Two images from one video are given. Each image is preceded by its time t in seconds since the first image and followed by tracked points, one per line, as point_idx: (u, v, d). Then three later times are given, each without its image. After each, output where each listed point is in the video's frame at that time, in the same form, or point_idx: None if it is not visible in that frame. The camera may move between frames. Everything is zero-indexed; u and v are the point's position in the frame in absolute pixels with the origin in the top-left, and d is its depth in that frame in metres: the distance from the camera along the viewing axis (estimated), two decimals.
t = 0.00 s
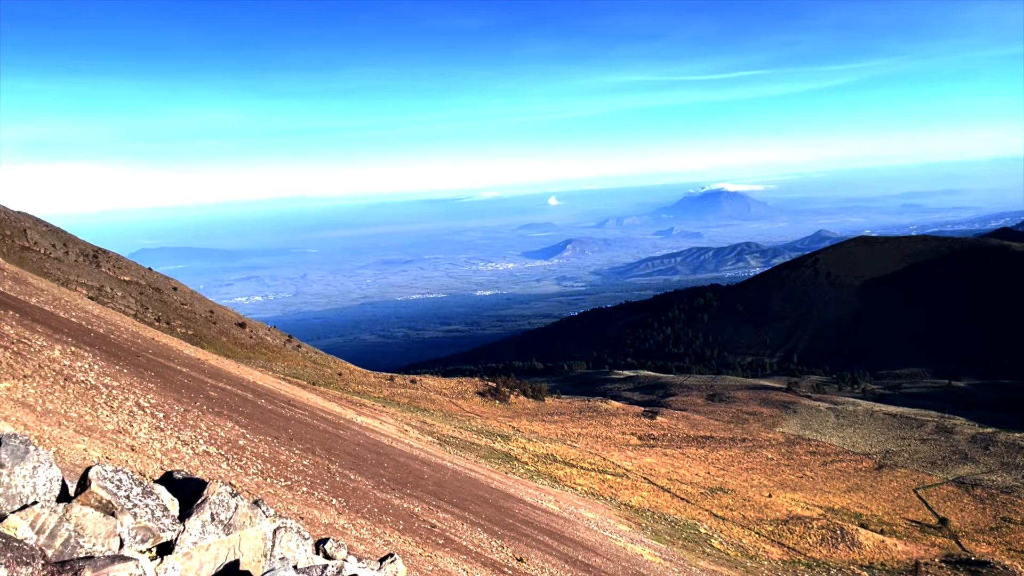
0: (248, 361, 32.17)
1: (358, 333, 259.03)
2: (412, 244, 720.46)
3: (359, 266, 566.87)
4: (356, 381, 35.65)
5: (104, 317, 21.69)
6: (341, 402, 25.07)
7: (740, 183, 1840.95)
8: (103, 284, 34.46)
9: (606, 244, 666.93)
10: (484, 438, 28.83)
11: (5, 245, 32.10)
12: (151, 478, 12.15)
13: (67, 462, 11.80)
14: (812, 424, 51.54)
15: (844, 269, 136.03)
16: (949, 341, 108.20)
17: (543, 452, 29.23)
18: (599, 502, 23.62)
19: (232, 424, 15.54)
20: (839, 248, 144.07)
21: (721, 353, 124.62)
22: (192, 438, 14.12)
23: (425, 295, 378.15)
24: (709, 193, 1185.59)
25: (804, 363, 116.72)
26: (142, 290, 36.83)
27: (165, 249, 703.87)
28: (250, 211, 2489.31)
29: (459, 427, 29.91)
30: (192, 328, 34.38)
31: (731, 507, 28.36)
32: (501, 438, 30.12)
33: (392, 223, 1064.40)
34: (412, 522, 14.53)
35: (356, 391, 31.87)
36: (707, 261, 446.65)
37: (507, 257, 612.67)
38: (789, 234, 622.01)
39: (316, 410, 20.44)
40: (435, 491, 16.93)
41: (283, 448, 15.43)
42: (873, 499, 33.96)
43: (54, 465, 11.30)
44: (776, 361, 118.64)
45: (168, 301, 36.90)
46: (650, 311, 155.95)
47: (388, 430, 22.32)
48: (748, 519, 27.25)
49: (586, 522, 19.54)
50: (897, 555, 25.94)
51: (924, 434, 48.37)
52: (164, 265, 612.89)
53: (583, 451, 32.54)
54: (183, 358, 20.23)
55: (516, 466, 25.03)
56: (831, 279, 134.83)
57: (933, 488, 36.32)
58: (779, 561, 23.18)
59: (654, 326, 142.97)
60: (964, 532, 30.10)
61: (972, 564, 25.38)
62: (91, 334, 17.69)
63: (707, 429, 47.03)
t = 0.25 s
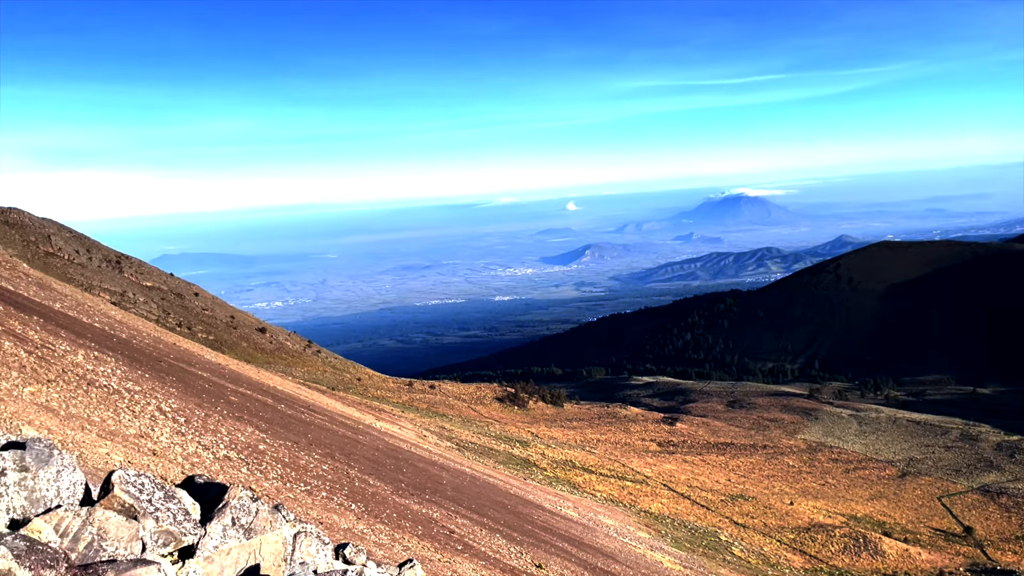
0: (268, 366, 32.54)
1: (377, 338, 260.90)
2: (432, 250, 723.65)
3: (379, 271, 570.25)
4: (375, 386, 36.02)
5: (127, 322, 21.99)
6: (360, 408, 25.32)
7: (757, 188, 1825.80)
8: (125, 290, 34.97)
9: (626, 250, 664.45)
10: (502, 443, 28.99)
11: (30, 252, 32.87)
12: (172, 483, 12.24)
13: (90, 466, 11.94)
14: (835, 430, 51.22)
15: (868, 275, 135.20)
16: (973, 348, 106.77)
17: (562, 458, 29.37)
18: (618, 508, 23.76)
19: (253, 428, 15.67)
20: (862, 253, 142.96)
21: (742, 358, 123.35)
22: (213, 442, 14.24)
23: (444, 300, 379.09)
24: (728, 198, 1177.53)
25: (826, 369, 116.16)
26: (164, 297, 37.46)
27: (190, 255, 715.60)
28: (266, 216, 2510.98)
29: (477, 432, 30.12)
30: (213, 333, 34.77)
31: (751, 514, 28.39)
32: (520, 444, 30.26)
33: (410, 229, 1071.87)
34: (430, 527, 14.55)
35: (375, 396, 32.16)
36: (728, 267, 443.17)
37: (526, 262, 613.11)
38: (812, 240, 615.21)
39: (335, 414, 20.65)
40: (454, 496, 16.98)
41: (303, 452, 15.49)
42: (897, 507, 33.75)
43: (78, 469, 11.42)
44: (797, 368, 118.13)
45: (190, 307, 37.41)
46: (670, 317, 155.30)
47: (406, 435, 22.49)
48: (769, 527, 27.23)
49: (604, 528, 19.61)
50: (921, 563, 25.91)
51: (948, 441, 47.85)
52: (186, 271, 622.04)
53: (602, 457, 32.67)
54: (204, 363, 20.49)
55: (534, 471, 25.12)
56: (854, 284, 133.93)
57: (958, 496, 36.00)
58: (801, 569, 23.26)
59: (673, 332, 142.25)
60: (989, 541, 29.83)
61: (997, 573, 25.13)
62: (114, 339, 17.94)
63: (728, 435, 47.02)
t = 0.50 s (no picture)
0: (291, 371, 32.98)
1: (397, 344, 262.77)
2: (452, 256, 728.19)
3: (400, 278, 573.64)
4: (397, 393, 36.40)
5: (151, 329, 22.41)
6: (382, 414, 25.58)
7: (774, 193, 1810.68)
8: (150, 296, 35.59)
9: (645, 256, 662.15)
10: (523, 450, 29.12)
11: (57, 259, 33.70)
12: (196, 487, 12.32)
13: (115, 470, 12.08)
14: (858, 438, 50.83)
15: (891, 281, 133.83)
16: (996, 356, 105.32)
17: (583, 465, 29.50)
18: (640, 516, 23.80)
19: (275, 434, 15.79)
20: (886, 258, 141.54)
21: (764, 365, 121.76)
22: (235, 447, 14.34)
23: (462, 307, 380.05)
24: (747, 203, 1168.89)
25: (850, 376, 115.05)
26: (188, 302, 38.11)
27: (214, 262, 727.19)
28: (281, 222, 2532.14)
29: (497, 438, 30.29)
30: (236, 339, 35.22)
31: (775, 522, 28.34)
32: (540, 450, 30.35)
33: (428, 235, 1078.81)
34: (451, 534, 14.64)
35: (395, 402, 32.49)
36: (749, 273, 439.55)
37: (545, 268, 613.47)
38: (834, 246, 608.13)
39: (357, 420, 20.87)
40: (475, 502, 17.07)
41: (325, 458, 15.61)
42: (922, 516, 33.42)
43: (103, 473, 11.54)
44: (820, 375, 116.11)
45: (213, 314, 38.03)
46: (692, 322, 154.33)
47: (428, 441, 22.68)
48: (792, 535, 27.14)
49: (626, 536, 19.68)
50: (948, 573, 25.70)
51: (974, 449, 47.25)
52: (208, 278, 630.86)
53: (623, 464, 32.78)
54: (227, 369, 20.75)
55: (555, 478, 25.26)
56: (877, 290, 132.75)
57: (984, 505, 35.60)
58: None
59: (695, 338, 141.33)
60: (1017, 551, 29.48)
61: None
62: (139, 346, 18.27)
63: (749, 442, 46.93)
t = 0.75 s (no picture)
0: (309, 377, 33.37)
1: (415, 349, 264.36)
2: (469, 262, 731.33)
3: (419, 283, 576.71)
4: (413, 398, 36.76)
5: (171, 333, 22.74)
6: (399, 419, 25.82)
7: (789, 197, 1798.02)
8: (170, 302, 36.08)
9: (662, 261, 660.59)
10: (541, 456, 29.31)
11: (79, 265, 34.38)
12: (216, 493, 12.38)
13: (136, 475, 12.18)
14: (878, 445, 50.44)
15: (912, 287, 132.85)
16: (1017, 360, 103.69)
17: (600, 471, 29.63)
18: (659, 523, 23.86)
19: (293, 439, 15.89)
20: (907, 264, 140.29)
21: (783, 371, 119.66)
22: (254, 452, 14.44)
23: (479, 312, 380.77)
24: (785, 207, 1147.28)
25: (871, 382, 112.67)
26: (207, 308, 38.68)
27: (234, 268, 737.54)
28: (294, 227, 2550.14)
29: (514, 444, 30.51)
30: (254, 344, 35.61)
31: (794, 530, 28.28)
32: (558, 456, 30.53)
33: (444, 241, 1084.74)
34: (468, 540, 14.74)
35: (412, 407, 32.80)
36: (767, 279, 436.59)
37: (562, 274, 613.90)
38: (855, 252, 602.34)
39: (375, 426, 21.07)
40: (492, 508, 17.18)
41: (342, 463, 15.72)
42: (944, 524, 33.15)
43: (124, 478, 11.63)
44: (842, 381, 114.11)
45: (232, 319, 38.52)
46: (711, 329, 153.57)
47: (445, 446, 22.88)
48: (812, 543, 27.04)
49: (644, 543, 19.80)
50: None
51: (998, 457, 46.67)
52: (227, 283, 636.74)
53: (641, 470, 32.88)
54: (246, 375, 20.99)
55: (573, 484, 25.40)
56: (898, 296, 131.59)
57: (1008, 514, 35.20)
58: None
59: (712, 346, 139.17)
60: None
61: None
62: (159, 351, 18.55)
63: (768, 449, 46.82)
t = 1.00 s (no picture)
0: (328, 382, 33.81)
1: (433, 355, 265.83)
2: (488, 269, 734.56)
3: (437, 289, 579.05)
4: (432, 404, 37.26)
5: (193, 339, 23.12)
6: (418, 425, 26.13)
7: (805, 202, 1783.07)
8: (192, 308, 36.79)
9: (680, 267, 656.34)
10: (559, 462, 29.53)
11: (102, 272, 35.14)
12: (237, 498, 12.44)
13: (158, 479, 12.26)
14: (902, 453, 50.00)
15: (935, 293, 131.17)
16: None
17: (618, 478, 29.86)
18: (678, 531, 23.95)
19: (313, 444, 16.06)
20: (930, 270, 138.62)
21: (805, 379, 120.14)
22: (275, 458, 14.58)
23: (496, 318, 381.28)
24: (805, 213, 1141.87)
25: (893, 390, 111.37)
26: (229, 313, 39.33)
27: (255, 274, 746.73)
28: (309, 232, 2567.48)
29: (533, 451, 30.77)
30: (275, 350, 36.13)
31: (816, 539, 28.18)
32: (577, 463, 30.68)
33: (462, 247, 1090.64)
34: (487, 546, 14.79)
35: (431, 413, 33.21)
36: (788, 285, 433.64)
37: (581, 280, 613.94)
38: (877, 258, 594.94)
39: (394, 432, 21.33)
40: (510, 515, 17.30)
41: (361, 469, 15.87)
42: (969, 533, 32.79)
43: (146, 483, 11.72)
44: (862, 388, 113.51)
45: (253, 325, 39.11)
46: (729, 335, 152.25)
47: (463, 453, 23.15)
48: (834, 552, 26.93)
49: (664, 551, 19.94)
50: None
51: None
52: (249, 289, 644.98)
53: (660, 478, 33.05)
54: (266, 380, 21.30)
55: (591, 491, 25.57)
56: (921, 303, 130.01)
57: None
58: None
59: (732, 351, 139.08)
60: None
61: None
62: (180, 357, 18.86)
63: (789, 456, 46.74)
